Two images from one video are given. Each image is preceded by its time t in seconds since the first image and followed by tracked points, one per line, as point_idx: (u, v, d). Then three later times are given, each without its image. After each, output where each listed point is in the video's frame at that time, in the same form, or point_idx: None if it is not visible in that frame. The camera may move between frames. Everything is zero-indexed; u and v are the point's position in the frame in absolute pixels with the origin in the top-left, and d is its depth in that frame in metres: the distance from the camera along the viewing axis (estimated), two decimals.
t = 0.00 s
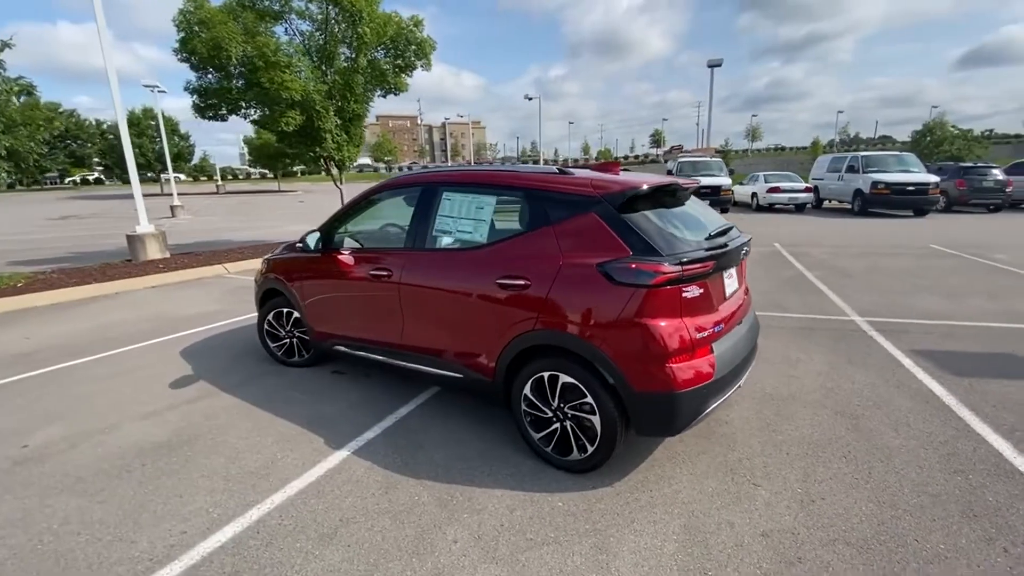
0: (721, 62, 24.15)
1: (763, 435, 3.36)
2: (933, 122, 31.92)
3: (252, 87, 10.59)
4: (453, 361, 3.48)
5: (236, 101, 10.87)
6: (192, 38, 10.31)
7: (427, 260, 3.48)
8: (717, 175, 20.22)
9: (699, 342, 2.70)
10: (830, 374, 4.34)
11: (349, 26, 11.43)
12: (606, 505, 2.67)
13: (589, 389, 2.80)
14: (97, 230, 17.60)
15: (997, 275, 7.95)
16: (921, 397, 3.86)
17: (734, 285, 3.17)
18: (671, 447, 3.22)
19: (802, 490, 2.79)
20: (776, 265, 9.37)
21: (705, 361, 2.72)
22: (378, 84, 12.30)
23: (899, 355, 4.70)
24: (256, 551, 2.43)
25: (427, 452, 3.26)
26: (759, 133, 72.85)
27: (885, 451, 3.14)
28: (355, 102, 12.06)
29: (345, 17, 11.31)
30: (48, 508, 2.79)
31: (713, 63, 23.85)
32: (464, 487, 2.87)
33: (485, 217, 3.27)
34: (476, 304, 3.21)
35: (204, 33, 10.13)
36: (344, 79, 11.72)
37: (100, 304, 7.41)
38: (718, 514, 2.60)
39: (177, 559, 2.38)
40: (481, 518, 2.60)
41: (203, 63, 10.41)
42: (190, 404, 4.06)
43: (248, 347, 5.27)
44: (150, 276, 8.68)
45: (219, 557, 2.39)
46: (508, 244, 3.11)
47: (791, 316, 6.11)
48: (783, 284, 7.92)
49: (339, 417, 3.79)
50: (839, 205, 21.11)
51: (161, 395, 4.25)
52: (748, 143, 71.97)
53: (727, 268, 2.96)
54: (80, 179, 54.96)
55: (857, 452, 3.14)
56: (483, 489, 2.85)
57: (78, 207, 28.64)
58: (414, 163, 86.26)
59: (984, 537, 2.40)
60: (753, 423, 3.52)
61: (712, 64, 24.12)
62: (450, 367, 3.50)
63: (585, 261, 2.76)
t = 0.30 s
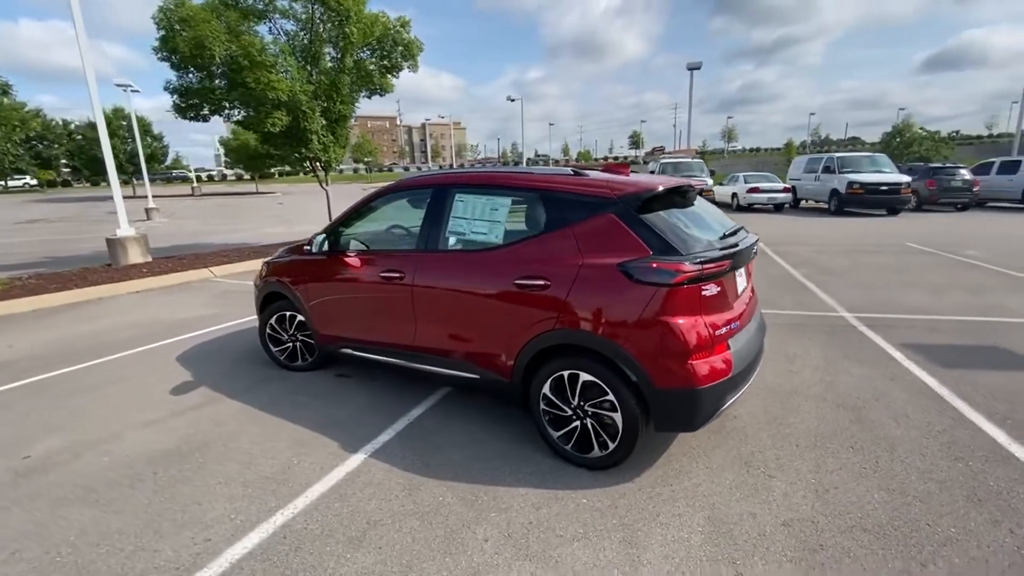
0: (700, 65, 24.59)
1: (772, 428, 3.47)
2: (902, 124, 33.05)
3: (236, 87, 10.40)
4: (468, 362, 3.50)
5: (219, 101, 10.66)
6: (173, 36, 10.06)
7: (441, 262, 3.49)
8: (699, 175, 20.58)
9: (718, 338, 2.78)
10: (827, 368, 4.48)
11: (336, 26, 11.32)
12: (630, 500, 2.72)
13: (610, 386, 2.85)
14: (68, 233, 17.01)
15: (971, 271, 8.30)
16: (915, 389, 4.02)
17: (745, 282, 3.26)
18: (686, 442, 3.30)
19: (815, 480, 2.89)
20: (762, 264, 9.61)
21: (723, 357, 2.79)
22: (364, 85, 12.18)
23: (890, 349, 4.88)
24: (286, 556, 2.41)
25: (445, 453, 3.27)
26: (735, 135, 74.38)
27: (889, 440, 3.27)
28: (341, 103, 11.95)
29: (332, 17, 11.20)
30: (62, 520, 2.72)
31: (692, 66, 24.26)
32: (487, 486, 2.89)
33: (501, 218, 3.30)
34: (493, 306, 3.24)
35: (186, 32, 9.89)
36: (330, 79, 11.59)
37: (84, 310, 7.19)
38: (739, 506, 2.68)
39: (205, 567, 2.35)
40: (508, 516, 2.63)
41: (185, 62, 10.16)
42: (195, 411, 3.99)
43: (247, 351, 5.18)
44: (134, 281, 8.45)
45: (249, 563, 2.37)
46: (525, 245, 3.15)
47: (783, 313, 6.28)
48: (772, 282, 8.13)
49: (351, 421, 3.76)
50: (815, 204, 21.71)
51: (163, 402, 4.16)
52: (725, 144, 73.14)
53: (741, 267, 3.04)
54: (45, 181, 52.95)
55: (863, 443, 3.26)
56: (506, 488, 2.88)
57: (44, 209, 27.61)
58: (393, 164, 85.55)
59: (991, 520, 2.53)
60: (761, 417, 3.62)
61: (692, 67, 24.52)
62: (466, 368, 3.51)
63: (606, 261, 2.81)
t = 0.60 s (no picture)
0: (680, 67, 24.98)
1: (777, 421, 3.59)
2: (872, 127, 34.14)
3: (221, 87, 10.21)
4: (483, 363, 3.53)
5: (202, 100, 10.44)
6: (154, 34, 9.80)
7: (455, 264, 3.51)
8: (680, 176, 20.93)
9: (733, 336, 2.88)
10: (822, 363, 4.65)
11: (322, 26, 11.21)
12: (651, 494, 2.80)
13: (630, 384, 2.92)
14: (38, 236, 16.39)
15: (946, 269, 8.66)
16: (907, 381, 4.21)
17: (753, 281, 3.37)
18: (698, 437, 3.40)
19: (825, 470, 3.01)
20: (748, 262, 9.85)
21: (738, 354, 2.89)
22: (350, 85, 12.07)
23: (879, 345, 5.08)
24: (318, 559, 2.42)
25: (464, 453, 3.31)
26: (711, 136, 75.93)
27: (889, 432, 3.42)
28: (327, 103, 11.82)
29: (319, 16, 11.11)
30: (79, 530, 2.67)
31: (672, 69, 24.66)
32: (510, 485, 2.94)
33: (516, 220, 3.34)
34: (510, 307, 3.28)
35: (168, 30, 9.64)
36: (317, 79, 11.46)
37: (68, 315, 6.97)
38: (756, 497, 2.78)
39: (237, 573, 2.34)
40: (535, 513, 2.68)
41: (167, 61, 9.92)
42: (202, 417, 3.93)
43: (248, 356, 5.11)
44: (118, 285, 8.23)
45: (281, 568, 2.36)
46: (542, 247, 3.20)
47: (774, 310, 6.47)
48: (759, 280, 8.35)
49: (364, 424, 3.76)
50: (792, 204, 22.29)
51: (167, 408, 4.08)
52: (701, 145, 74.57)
53: (751, 266, 3.15)
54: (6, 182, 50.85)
55: (864, 433, 3.41)
56: (528, 486, 2.93)
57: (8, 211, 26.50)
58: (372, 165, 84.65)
59: (991, 503, 2.68)
60: (766, 411, 3.74)
61: (672, 69, 24.89)
62: (481, 369, 3.54)
63: (625, 262, 2.88)
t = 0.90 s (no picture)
0: (660, 69, 25.33)
1: (782, 414, 3.68)
2: (842, 129, 35.19)
3: (203, 83, 9.97)
4: (494, 361, 3.52)
5: (182, 97, 10.16)
6: (131, 28, 9.49)
7: (465, 262, 3.50)
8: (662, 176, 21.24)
9: (747, 330, 2.93)
10: (817, 356, 4.78)
11: (306, 23, 11.04)
12: (670, 488, 2.84)
13: (646, 379, 2.96)
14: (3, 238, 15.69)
15: (921, 265, 9.00)
16: (899, 372, 4.35)
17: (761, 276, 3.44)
18: (707, 430, 3.45)
19: (833, 459, 3.10)
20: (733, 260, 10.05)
21: (752, 347, 2.95)
22: (333, 84, 11.91)
23: (868, 338, 5.24)
24: (342, 561, 2.38)
25: (477, 452, 3.30)
26: (687, 138, 77.17)
27: (888, 421, 3.54)
28: (311, 102, 11.63)
29: (302, 14, 10.95)
30: (85, 540, 2.57)
31: (651, 70, 24.98)
32: (529, 482, 2.94)
33: (527, 218, 3.35)
34: (522, 304, 3.28)
35: (147, 24, 9.35)
36: (300, 76, 11.27)
37: (45, 319, 6.70)
38: (771, 487, 2.84)
39: None
40: (557, 509, 2.69)
41: (145, 56, 9.62)
42: (202, 421, 3.82)
43: (243, 358, 5.00)
44: (97, 288, 7.94)
45: (305, 572, 2.32)
46: (555, 244, 3.21)
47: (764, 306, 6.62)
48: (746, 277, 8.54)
49: (372, 425, 3.72)
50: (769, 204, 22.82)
51: (164, 414, 3.96)
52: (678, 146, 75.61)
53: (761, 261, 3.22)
54: None
55: (866, 423, 3.52)
56: (546, 482, 2.93)
57: None
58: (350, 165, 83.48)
59: (991, 486, 2.78)
60: (769, 404, 3.83)
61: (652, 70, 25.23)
62: (491, 367, 3.54)
63: (641, 258, 2.92)
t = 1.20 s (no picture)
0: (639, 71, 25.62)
1: (789, 409, 3.73)
2: (813, 131, 36.19)
3: (181, 78, 9.63)
4: (505, 361, 3.48)
5: (158, 93, 9.79)
6: (105, 20, 9.11)
7: (476, 260, 3.44)
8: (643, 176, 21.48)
9: (764, 326, 2.96)
10: (814, 352, 4.87)
11: (288, 18, 10.80)
12: (691, 485, 2.84)
13: (665, 377, 2.95)
14: None
15: (899, 262, 9.30)
16: (895, 366, 4.47)
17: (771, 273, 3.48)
18: (720, 427, 3.47)
19: (845, 453, 3.15)
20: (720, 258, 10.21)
21: (768, 343, 2.98)
22: (315, 81, 11.66)
23: (860, 333, 5.37)
24: (368, 570, 2.30)
25: (492, 454, 3.24)
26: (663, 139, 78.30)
27: (892, 414, 3.62)
28: (293, 99, 11.37)
29: (284, 9, 10.71)
30: (88, 558, 2.42)
31: (631, 72, 25.25)
32: (548, 483, 2.90)
33: (540, 216, 3.31)
34: (537, 303, 3.24)
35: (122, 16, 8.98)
36: (282, 73, 11.01)
37: (17, 324, 6.36)
38: (789, 482, 2.87)
39: None
40: (581, 510, 2.66)
41: (117, 49, 9.24)
42: (200, 428, 3.67)
43: (236, 362, 4.83)
44: (71, 291, 7.59)
45: None
46: (571, 242, 3.18)
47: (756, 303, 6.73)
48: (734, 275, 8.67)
49: (379, 428, 3.64)
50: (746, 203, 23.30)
51: (157, 422, 3.79)
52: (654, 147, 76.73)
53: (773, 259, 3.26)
54: None
55: (871, 417, 3.59)
56: (566, 483, 2.90)
57: None
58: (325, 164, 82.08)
59: (998, 475, 2.87)
60: (776, 400, 3.87)
61: (631, 72, 25.49)
62: (503, 367, 3.49)
63: (660, 255, 2.92)
